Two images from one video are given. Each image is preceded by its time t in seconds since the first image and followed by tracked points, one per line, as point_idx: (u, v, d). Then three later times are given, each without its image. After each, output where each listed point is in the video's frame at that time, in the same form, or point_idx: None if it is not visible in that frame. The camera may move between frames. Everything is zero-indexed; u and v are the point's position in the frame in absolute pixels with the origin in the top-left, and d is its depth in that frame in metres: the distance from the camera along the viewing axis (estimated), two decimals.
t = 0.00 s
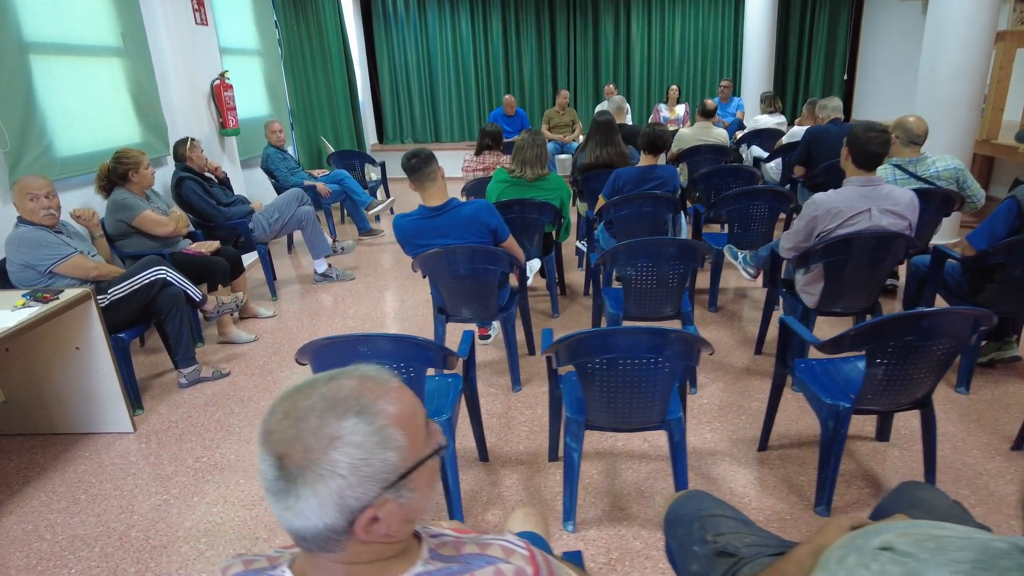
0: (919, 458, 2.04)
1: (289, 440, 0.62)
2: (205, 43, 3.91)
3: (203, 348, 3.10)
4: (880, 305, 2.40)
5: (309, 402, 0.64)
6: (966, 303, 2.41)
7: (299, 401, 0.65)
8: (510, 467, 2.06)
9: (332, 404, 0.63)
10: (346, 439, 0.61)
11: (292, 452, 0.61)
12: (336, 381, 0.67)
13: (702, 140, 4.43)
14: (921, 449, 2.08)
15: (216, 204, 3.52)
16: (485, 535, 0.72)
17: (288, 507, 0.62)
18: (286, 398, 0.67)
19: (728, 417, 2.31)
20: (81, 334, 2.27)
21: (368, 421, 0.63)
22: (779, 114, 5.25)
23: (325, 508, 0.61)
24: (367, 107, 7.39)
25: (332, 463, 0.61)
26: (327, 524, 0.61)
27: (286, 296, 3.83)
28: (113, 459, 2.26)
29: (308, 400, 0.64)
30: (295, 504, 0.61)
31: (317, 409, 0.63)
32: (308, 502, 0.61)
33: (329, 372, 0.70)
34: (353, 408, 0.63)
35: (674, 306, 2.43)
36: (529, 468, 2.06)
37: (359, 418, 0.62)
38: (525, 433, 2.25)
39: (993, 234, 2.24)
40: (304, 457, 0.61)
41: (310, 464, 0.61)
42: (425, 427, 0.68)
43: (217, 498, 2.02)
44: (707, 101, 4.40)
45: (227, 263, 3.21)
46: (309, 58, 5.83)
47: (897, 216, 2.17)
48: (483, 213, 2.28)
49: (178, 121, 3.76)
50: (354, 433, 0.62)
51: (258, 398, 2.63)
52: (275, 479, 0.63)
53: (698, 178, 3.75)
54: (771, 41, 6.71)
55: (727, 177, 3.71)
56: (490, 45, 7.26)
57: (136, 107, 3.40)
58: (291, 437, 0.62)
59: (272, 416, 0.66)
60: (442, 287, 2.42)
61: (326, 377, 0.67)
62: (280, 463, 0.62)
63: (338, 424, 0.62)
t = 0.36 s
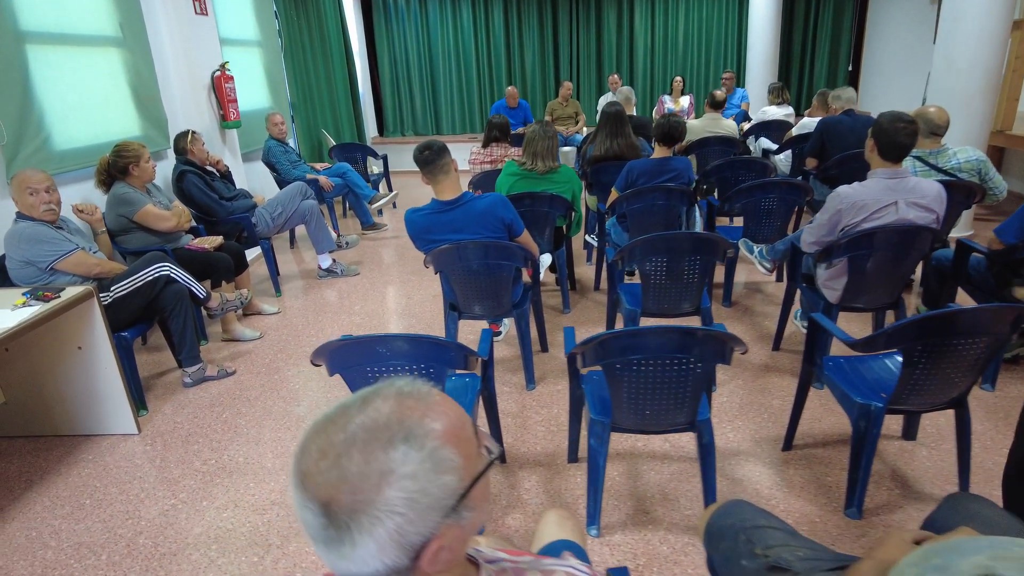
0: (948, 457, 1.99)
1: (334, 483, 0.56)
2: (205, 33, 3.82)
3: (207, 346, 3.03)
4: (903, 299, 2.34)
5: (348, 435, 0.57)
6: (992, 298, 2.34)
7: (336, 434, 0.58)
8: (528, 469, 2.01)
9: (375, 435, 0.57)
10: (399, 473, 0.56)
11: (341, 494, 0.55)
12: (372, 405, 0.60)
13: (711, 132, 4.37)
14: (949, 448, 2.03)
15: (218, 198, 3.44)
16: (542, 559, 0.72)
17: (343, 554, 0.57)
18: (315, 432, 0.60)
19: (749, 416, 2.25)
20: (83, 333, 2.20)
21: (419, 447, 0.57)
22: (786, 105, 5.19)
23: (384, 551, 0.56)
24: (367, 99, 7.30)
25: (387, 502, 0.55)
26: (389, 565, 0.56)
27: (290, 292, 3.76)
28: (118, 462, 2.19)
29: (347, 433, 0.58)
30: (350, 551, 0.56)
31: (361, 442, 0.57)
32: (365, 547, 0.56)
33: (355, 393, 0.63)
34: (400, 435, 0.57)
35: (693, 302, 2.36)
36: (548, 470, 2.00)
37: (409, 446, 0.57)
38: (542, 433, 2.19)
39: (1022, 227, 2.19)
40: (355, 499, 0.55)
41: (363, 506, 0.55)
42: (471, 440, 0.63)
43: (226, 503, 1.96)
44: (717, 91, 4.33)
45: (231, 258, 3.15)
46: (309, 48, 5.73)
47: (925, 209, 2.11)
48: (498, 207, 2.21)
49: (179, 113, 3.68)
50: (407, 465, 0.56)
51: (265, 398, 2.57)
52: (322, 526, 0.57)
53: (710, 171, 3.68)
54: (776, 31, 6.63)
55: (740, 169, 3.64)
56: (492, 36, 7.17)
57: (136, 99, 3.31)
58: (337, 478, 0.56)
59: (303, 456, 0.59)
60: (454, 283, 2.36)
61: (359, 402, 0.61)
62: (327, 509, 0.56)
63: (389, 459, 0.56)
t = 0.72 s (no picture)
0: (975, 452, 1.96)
1: (448, 481, 0.48)
2: (203, 24, 3.74)
3: (212, 344, 2.98)
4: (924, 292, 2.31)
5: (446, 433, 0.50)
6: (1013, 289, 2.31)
7: (429, 434, 0.51)
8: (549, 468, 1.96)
9: (481, 424, 0.51)
10: (517, 454, 0.50)
11: (462, 488, 0.48)
12: (457, 402, 0.53)
13: (718, 122, 4.32)
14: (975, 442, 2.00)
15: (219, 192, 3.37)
16: None
17: (465, 567, 0.48)
18: (394, 448, 0.51)
19: (769, 412, 2.22)
20: (88, 333, 2.14)
21: (523, 429, 0.52)
22: (791, 95, 5.14)
23: (512, 549, 0.48)
24: (365, 89, 7.20)
25: (515, 487, 0.49)
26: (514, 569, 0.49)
27: (294, 287, 3.70)
28: (126, 465, 2.14)
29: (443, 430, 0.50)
30: (474, 557, 0.48)
31: (467, 431, 0.50)
32: (492, 549, 0.48)
33: (418, 406, 0.56)
34: (501, 420, 0.52)
35: (711, 295, 2.32)
36: (569, 469, 1.96)
37: (515, 428, 0.51)
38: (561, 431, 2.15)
39: None
40: (479, 492, 0.48)
41: (488, 498, 0.48)
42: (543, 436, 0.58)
43: (240, 507, 1.91)
44: (724, 80, 4.28)
45: (235, 254, 3.08)
46: (306, 39, 5.64)
47: (951, 200, 2.07)
48: (514, 200, 2.16)
49: (179, 106, 3.60)
50: (522, 449, 0.50)
51: (275, 397, 2.51)
52: (438, 539, 0.48)
53: (720, 162, 3.63)
54: (778, 20, 6.57)
55: (749, 160, 3.59)
56: (491, 25, 7.08)
57: (134, 92, 3.23)
58: (456, 471, 0.48)
59: (389, 477, 0.50)
60: (469, 279, 2.30)
61: (439, 401, 0.54)
62: (442, 515, 0.48)
63: (503, 443, 0.50)
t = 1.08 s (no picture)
0: (1005, 447, 1.94)
1: (594, 511, 0.43)
2: (201, 13, 3.65)
3: (217, 342, 2.91)
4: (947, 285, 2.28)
5: (575, 458, 0.44)
6: None
7: (554, 462, 0.45)
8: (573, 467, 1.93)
9: (610, 445, 0.45)
10: (652, 472, 0.46)
11: (612, 519, 0.43)
12: (567, 423, 0.48)
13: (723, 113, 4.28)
14: (1003, 436, 1.99)
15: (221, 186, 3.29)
16: None
17: None
18: (513, 481, 0.45)
19: (792, 407, 2.20)
20: (96, 331, 2.07)
21: (646, 446, 0.48)
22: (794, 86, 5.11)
23: None
24: (360, 80, 7.11)
25: (660, 509, 0.44)
26: None
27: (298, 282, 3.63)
28: (137, 468, 2.08)
29: (570, 455, 0.45)
30: None
31: (596, 453, 0.45)
32: None
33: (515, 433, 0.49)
34: (624, 437, 0.47)
35: (731, 290, 2.29)
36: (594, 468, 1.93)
37: (640, 445, 0.47)
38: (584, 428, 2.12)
39: None
40: (636, 520, 0.43)
41: (641, 526, 0.43)
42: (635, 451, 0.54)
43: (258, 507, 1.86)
44: (729, 71, 4.24)
45: (239, 249, 3.01)
46: (303, 29, 5.54)
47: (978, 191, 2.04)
48: (535, 193, 2.11)
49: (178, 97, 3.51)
50: (656, 467, 0.46)
51: (287, 395, 2.46)
52: None
53: (728, 154, 3.60)
54: (778, 10, 6.54)
55: (758, 153, 3.56)
56: (488, 15, 7.00)
57: (132, 83, 3.14)
58: (603, 501, 0.43)
59: (516, 516, 0.44)
60: (487, 274, 2.25)
61: (544, 423, 0.48)
62: (589, 551, 0.43)
63: (637, 461, 0.45)
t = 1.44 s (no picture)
0: None
1: (801, 540, 0.43)
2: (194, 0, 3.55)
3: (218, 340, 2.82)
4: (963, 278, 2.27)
5: (770, 484, 0.45)
6: None
7: (751, 491, 0.45)
8: (598, 466, 1.89)
9: (799, 472, 0.46)
10: (835, 495, 0.47)
11: (818, 549, 0.44)
12: (747, 446, 0.48)
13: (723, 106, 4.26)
14: None
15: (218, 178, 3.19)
16: None
17: None
18: (701, 514, 0.44)
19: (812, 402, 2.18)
20: (99, 331, 1.99)
21: (818, 467, 0.49)
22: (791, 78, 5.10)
23: None
24: (349, 71, 6.98)
25: (850, 532, 0.46)
26: None
27: (297, 277, 3.54)
28: (143, 472, 2.01)
29: (765, 482, 0.45)
30: None
31: (785, 481, 0.45)
32: None
33: (686, 455, 0.48)
34: (804, 459, 0.47)
35: (748, 285, 2.26)
36: (619, 466, 1.89)
37: (817, 467, 0.48)
38: (605, 425, 2.08)
39: None
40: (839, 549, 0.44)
41: (840, 553, 0.44)
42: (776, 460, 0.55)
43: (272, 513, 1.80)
44: (730, 63, 4.21)
45: (239, 243, 2.93)
46: (293, 18, 5.41)
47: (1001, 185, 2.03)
48: (554, 186, 2.06)
49: (171, 89, 3.41)
50: (839, 491, 0.47)
51: (295, 395, 2.39)
52: None
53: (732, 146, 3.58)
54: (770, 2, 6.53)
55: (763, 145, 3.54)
56: (479, 5, 6.90)
57: (125, 72, 3.03)
58: (811, 531, 0.43)
59: (710, 552, 0.43)
60: (503, 269, 2.20)
61: (720, 445, 0.48)
62: None
63: (821, 489, 0.46)
